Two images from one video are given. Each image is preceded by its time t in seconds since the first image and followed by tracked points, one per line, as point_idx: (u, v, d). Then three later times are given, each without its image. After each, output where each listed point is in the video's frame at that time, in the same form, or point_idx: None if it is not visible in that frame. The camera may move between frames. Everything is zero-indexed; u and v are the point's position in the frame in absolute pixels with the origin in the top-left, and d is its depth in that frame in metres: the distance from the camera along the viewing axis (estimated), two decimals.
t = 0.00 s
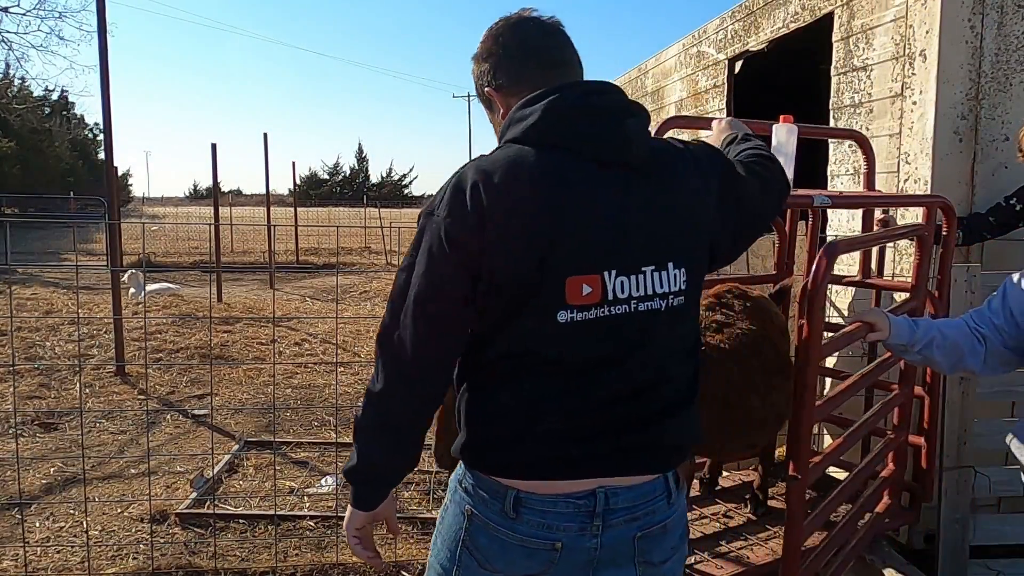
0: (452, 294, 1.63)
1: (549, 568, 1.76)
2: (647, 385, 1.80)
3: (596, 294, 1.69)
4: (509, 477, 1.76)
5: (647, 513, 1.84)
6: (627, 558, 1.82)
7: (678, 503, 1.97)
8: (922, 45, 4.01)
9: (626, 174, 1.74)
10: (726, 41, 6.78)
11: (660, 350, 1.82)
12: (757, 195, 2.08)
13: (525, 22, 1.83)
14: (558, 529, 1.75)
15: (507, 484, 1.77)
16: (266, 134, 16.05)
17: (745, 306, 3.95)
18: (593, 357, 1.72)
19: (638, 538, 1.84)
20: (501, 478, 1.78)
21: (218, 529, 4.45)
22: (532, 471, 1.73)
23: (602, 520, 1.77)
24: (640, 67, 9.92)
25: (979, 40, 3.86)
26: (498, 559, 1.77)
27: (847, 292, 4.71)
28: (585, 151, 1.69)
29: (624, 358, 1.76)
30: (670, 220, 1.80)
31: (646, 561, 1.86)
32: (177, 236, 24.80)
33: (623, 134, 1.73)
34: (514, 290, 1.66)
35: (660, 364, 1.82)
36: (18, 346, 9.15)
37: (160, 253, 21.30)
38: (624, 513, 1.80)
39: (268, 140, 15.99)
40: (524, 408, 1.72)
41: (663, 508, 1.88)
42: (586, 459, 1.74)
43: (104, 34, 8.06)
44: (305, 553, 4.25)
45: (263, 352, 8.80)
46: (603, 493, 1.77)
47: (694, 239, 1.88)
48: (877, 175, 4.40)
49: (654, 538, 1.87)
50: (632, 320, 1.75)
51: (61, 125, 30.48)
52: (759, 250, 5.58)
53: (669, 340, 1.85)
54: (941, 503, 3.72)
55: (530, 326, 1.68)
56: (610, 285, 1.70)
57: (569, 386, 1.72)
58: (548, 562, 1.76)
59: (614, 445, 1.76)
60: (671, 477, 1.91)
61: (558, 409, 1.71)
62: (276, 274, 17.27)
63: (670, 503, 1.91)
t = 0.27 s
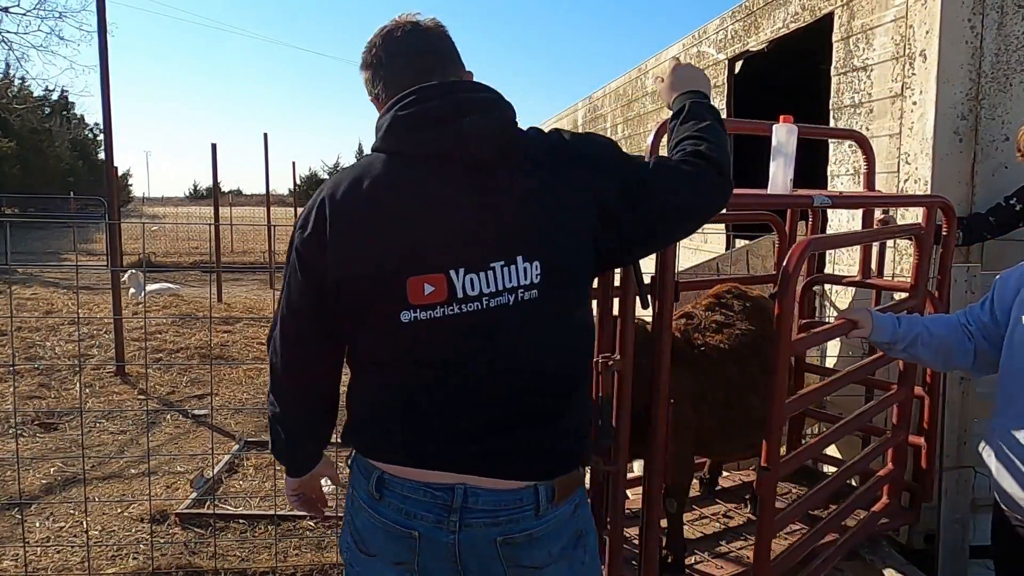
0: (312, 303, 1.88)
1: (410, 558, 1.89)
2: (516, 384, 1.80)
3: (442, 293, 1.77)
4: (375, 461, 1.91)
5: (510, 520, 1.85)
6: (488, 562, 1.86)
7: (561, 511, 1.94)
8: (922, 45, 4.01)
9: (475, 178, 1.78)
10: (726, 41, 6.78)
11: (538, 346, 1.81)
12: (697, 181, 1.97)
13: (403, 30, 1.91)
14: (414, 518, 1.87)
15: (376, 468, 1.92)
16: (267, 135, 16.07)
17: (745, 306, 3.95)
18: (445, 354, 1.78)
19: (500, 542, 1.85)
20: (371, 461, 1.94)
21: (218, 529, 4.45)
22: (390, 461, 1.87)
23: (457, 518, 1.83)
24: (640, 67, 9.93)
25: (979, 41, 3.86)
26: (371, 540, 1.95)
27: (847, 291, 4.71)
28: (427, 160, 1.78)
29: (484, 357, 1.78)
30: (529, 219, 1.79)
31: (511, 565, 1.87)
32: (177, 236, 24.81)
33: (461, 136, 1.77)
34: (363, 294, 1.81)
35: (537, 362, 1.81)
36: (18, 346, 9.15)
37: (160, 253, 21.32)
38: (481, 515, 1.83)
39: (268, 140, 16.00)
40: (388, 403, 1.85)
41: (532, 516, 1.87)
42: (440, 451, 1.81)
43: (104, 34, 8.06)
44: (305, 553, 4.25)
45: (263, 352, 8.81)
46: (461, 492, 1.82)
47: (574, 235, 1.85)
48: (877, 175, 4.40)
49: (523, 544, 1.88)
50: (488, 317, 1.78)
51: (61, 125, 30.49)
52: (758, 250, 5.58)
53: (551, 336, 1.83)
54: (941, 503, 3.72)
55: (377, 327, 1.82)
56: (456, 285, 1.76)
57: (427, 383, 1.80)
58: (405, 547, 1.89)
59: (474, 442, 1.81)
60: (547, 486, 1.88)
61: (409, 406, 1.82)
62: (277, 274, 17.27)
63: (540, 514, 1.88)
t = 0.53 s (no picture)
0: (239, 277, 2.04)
1: (344, 531, 1.91)
2: (399, 368, 1.79)
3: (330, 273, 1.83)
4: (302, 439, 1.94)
5: (439, 490, 1.85)
6: (419, 534, 1.86)
7: (493, 486, 1.92)
8: (922, 45, 4.01)
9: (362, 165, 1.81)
10: (726, 41, 6.78)
11: (422, 332, 1.79)
12: (610, 176, 1.87)
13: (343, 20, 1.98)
14: (343, 491, 1.89)
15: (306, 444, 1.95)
16: (267, 135, 16.07)
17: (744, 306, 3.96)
18: (332, 332, 1.83)
19: (430, 513, 1.86)
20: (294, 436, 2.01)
21: (218, 529, 4.44)
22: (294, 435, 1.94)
23: (385, 488, 1.84)
24: (640, 67, 9.94)
25: (979, 41, 3.86)
26: (310, 518, 1.99)
27: (847, 291, 4.71)
28: (325, 148, 1.85)
29: (366, 337, 1.80)
30: (409, 205, 1.78)
31: (442, 538, 1.87)
32: (177, 236, 24.81)
33: (346, 124, 1.81)
34: (269, 272, 1.93)
35: (421, 347, 1.79)
36: (18, 346, 9.15)
37: (160, 253, 21.32)
38: (411, 484, 1.84)
39: (268, 140, 16.01)
40: (291, 380, 1.92)
41: (460, 487, 1.87)
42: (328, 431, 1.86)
43: (104, 34, 8.06)
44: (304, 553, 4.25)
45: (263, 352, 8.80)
46: (386, 461, 1.83)
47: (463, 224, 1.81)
48: (877, 175, 4.39)
49: (454, 516, 1.87)
50: (368, 297, 1.79)
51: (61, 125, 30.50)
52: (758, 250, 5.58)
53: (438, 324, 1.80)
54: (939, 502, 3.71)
55: (279, 303, 1.92)
56: (343, 265, 1.80)
57: (319, 361, 1.85)
58: (339, 521, 1.91)
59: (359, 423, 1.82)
60: (474, 458, 1.87)
61: (302, 382, 1.88)
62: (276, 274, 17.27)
63: (469, 486, 1.87)
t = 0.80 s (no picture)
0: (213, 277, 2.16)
1: (307, 524, 2.00)
2: (355, 365, 1.90)
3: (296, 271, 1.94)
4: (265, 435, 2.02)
5: (395, 479, 1.98)
6: (377, 522, 1.98)
7: (443, 472, 2.09)
8: (922, 45, 4.01)
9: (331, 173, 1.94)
10: (726, 41, 6.78)
11: (377, 334, 1.91)
12: (560, 198, 2.03)
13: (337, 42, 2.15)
14: (306, 485, 1.98)
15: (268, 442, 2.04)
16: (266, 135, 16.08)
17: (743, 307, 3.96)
18: (295, 329, 1.93)
19: (387, 501, 1.98)
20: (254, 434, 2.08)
21: (218, 529, 4.45)
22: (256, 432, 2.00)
23: (347, 480, 1.96)
24: (640, 67, 9.95)
25: (979, 41, 3.87)
26: (269, 513, 2.06)
27: (847, 291, 4.72)
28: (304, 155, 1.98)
29: (326, 333, 1.91)
30: (371, 213, 1.91)
31: (398, 525, 2.00)
32: (177, 236, 24.81)
33: (326, 134, 1.94)
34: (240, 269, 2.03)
35: (386, 344, 1.91)
36: (18, 346, 9.15)
37: (160, 253, 21.32)
38: (369, 475, 1.96)
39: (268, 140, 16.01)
40: (258, 376, 2.01)
41: (414, 473, 2.01)
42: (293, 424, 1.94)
43: (104, 34, 8.07)
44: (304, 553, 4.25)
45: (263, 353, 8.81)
46: (347, 455, 1.94)
47: (422, 233, 1.93)
48: (877, 175, 4.39)
49: (407, 502, 2.01)
50: (330, 296, 1.90)
51: (61, 125, 30.49)
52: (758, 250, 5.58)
53: (392, 327, 1.92)
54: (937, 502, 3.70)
55: (247, 299, 2.02)
56: (307, 265, 1.91)
57: (282, 356, 1.95)
58: (301, 515, 2.00)
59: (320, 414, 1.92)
60: (427, 447, 2.03)
61: (267, 373, 1.99)
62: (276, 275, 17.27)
63: (423, 473, 2.03)
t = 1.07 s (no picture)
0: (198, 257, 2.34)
1: (272, 486, 2.25)
2: (332, 343, 2.11)
3: (277, 250, 2.13)
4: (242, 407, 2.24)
5: (343, 453, 2.14)
6: (331, 490, 2.18)
7: (395, 448, 2.21)
8: (922, 45, 4.02)
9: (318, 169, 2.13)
10: (726, 41, 6.78)
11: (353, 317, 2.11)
12: (521, 201, 2.24)
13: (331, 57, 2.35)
14: (269, 454, 2.21)
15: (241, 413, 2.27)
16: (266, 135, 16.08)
17: (743, 307, 3.98)
18: (274, 308, 2.13)
19: (337, 473, 2.16)
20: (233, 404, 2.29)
21: (218, 529, 4.45)
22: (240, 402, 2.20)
23: (300, 452, 2.16)
24: (640, 67, 9.95)
25: (979, 41, 3.87)
26: (246, 474, 2.32)
27: (847, 291, 4.72)
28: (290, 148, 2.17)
29: (305, 311, 2.11)
30: (350, 207, 2.09)
31: (349, 494, 2.18)
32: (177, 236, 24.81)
33: (312, 129, 2.13)
34: (224, 248, 2.22)
35: (360, 324, 2.11)
36: (18, 346, 9.15)
37: (160, 253, 21.33)
38: (319, 449, 2.15)
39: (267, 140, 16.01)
40: (240, 350, 2.20)
41: (362, 449, 2.15)
42: (275, 395, 2.14)
43: (104, 34, 8.07)
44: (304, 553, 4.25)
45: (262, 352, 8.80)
46: (301, 430, 2.14)
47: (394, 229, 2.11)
48: (877, 175, 4.39)
49: (356, 475, 2.17)
50: (308, 278, 2.09)
51: (61, 125, 30.49)
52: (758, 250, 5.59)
53: (369, 313, 2.12)
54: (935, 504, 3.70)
55: (231, 278, 2.21)
56: (288, 244, 2.11)
57: (264, 331, 2.15)
58: (268, 478, 2.24)
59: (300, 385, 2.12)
60: (377, 424, 2.16)
61: (250, 346, 2.18)
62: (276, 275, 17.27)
63: (372, 448, 2.16)
